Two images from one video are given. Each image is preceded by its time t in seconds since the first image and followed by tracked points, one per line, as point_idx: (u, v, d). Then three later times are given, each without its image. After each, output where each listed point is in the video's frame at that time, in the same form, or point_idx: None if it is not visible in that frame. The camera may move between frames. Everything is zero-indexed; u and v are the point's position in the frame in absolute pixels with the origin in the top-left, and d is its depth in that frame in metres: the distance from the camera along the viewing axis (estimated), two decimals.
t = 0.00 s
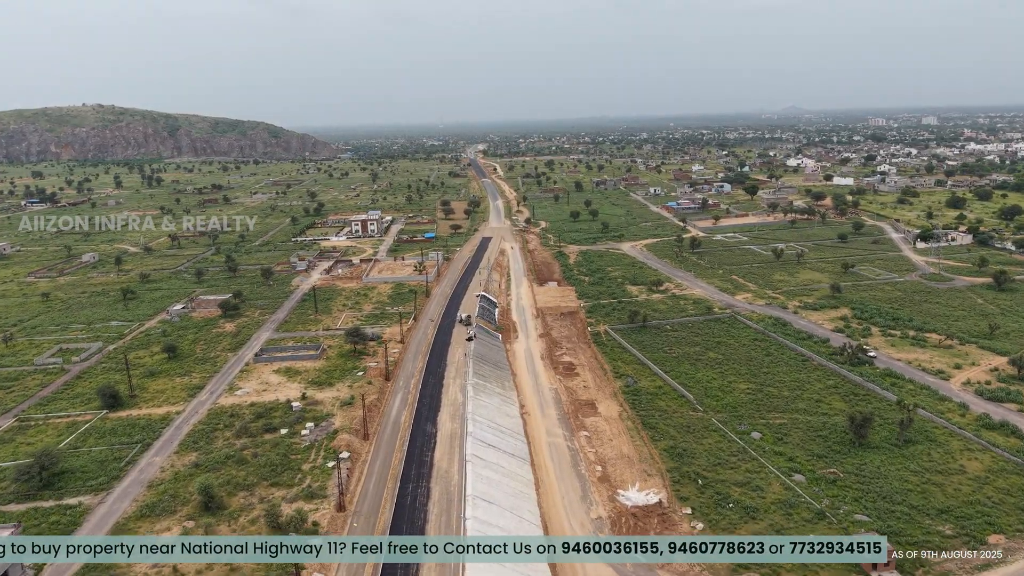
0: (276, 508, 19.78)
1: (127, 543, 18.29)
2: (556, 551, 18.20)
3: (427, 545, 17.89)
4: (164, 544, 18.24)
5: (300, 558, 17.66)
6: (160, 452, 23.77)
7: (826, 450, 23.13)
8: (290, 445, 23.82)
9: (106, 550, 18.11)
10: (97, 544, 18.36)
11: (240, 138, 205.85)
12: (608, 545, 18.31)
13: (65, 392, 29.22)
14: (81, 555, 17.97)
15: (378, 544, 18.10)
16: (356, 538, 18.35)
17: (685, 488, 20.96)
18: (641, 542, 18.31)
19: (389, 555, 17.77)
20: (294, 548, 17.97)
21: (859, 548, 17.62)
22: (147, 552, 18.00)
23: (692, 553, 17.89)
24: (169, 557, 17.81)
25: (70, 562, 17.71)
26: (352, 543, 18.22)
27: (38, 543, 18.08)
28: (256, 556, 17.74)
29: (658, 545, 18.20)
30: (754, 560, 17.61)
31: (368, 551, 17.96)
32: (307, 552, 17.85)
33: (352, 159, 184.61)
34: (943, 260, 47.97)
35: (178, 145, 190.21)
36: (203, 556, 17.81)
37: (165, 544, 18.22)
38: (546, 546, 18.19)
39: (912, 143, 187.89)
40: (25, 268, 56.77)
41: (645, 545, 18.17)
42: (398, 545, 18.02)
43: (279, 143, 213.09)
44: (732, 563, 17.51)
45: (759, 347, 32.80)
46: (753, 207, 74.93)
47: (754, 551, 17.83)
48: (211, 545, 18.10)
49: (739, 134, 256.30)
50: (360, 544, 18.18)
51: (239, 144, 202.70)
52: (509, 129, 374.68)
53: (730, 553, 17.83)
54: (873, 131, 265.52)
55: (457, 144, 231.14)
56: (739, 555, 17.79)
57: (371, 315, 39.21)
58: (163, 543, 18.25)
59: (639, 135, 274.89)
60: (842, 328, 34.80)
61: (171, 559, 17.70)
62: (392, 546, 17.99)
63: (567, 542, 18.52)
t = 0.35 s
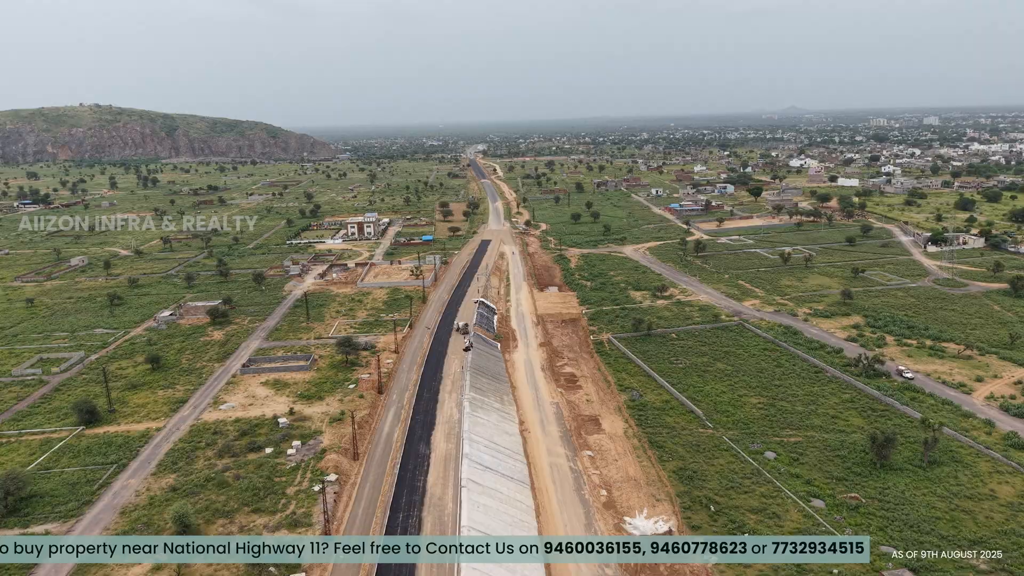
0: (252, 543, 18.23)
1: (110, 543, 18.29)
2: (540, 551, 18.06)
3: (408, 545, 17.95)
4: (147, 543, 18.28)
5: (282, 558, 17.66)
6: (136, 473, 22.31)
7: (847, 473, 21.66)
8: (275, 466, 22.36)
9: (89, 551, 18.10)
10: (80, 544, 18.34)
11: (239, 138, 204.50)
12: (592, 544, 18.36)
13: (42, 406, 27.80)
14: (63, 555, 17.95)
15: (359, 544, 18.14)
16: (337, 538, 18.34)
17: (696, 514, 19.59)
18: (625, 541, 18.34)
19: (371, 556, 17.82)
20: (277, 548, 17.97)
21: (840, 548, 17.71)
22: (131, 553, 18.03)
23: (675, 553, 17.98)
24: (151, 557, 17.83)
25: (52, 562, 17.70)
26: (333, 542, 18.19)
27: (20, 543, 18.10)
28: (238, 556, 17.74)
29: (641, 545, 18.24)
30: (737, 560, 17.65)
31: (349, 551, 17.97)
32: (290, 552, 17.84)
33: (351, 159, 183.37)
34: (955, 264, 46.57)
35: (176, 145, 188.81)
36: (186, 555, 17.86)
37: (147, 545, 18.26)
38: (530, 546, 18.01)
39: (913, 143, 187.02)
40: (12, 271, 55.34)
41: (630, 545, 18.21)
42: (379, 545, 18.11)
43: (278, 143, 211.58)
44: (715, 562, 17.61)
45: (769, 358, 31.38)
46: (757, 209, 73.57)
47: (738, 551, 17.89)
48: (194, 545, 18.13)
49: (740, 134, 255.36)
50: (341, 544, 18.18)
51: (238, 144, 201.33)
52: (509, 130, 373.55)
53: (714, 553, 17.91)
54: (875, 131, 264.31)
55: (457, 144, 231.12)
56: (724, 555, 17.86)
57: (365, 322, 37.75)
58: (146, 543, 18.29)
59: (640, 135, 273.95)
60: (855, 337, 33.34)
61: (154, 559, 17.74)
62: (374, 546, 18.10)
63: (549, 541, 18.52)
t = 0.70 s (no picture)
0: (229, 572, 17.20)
1: (93, 543, 18.37)
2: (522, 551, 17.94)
3: (390, 545, 18.03)
4: (129, 543, 18.29)
5: (264, 557, 17.72)
6: (109, 499, 20.85)
7: (870, 498, 20.18)
8: (257, 490, 20.88)
9: (71, 551, 18.19)
10: (63, 544, 18.43)
11: (237, 139, 202.95)
12: (574, 544, 18.44)
13: (15, 421, 26.36)
14: (47, 554, 18.05)
15: (342, 544, 18.23)
16: (319, 537, 18.33)
17: (709, 545, 18.21)
18: (607, 541, 18.44)
19: (353, 555, 17.91)
20: (259, 548, 18.02)
21: (821, 547, 17.71)
22: (113, 553, 18.01)
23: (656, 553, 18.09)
24: (134, 557, 17.87)
25: (34, 562, 17.80)
26: (315, 542, 18.18)
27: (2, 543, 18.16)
28: (220, 556, 17.75)
29: (623, 545, 18.34)
30: (718, 560, 17.70)
31: (332, 551, 18.03)
32: (272, 552, 17.88)
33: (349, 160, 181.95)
34: (968, 269, 45.15)
35: (174, 146, 187.26)
36: (167, 555, 17.87)
37: (129, 544, 18.28)
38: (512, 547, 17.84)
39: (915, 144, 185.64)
40: None
41: (611, 545, 18.33)
42: (361, 545, 18.22)
43: (276, 144, 209.93)
44: (696, 563, 17.69)
45: (781, 369, 29.94)
46: (761, 211, 72.11)
47: (719, 551, 17.94)
48: (176, 545, 18.15)
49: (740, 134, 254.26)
50: (323, 544, 18.20)
51: (236, 145, 199.80)
52: (508, 130, 372.30)
53: (695, 553, 18.01)
54: (877, 131, 262.86)
55: (456, 145, 229.93)
56: (705, 555, 17.93)
57: (358, 331, 36.27)
58: (128, 543, 18.30)
59: (641, 135, 272.77)
60: (870, 347, 31.88)
61: (137, 559, 17.79)
62: (356, 546, 18.21)
63: (532, 541, 18.36)
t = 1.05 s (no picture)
0: None
1: (76, 543, 18.34)
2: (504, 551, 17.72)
3: (374, 545, 18.08)
4: (112, 543, 18.24)
5: (247, 558, 17.58)
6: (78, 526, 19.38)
7: (897, 527, 18.68)
8: (237, 518, 19.38)
9: (53, 550, 18.14)
10: (46, 544, 18.39)
11: (235, 139, 201.54)
12: (557, 545, 18.40)
13: None
14: (28, 554, 18.00)
15: (325, 544, 18.13)
16: (303, 537, 18.19)
17: None
18: (590, 541, 18.47)
19: (335, 556, 17.88)
20: (242, 548, 17.83)
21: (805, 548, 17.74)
22: (95, 553, 17.95)
23: (639, 553, 18.08)
24: (116, 557, 17.77)
25: (14, 561, 17.74)
26: (298, 542, 18.03)
27: None
28: (203, 556, 17.50)
29: (606, 545, 18.38)
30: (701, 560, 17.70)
31: (315, 551, 17.91)
32: (255, 552, 17.75)
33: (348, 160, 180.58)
34: (982, 274, 43.73)
35: (171, 146, 185.90)
36: (150, 556, 17.72)
37: (111, 544, 18.20)
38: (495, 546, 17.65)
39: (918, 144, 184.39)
40: None
41: (594, 545, 18.36)
42: (345, 545, 18.18)
43: (274, 144, 208.44)
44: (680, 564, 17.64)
45: (793, 382, 28.48)
46: (766, 213, 70.68)
47: (702, 551, 17.93)
48: (158, 545, 17.99)
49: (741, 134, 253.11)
50: (307, 543, 18.05)
51: (234, 145, 198.41)
52: (508, 130, 370.86)
53: (678, 553, 18.00)
54: (879, 131, 261.54)
55: (456, 145, 228.75)
56: (688, 555, 17.92)
57: (351, 339, 34.80)
58: (110, 543, 18.24)
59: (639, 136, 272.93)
60: (886, 358, 30.43)
61: (119, 559, 17.68)
62: (340, 546, 18.13)
63: (514, 542, 18.15)
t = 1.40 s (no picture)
0: None
1: (59, 543, 18.49)
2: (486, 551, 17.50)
3: (356, 545, 18.17)
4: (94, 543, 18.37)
5: (228, 557, 17.60)
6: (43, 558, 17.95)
7: (926, 560, 17.22)
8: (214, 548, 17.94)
9: (36, 550, 18.26)
10: (28, 544, 18.51)
11: (233, 140, 199.93)
12: (540, 544, 18.37)
13: None
14: (11, 555, 18.07)
15: (308, 544, 18.07)
16: (285, 538, 18.20)
17: None
18: (572, 540, 18.49)
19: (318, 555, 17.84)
20: (224, 548, 17.88)
21: (787, 548, 17.67)
22: (78, 552, 18.07)
23: (622, 553, 18.05)
24: (98, 557, 17.85)
25: None
26: (281, 542, 18.06)
27: None
28: (185, 556, 17.66)
29: (588, 545, 18.38)
30: (684, 560, 17.68)
31: (297, 550, 17.88)
32: (237, 552, 17.76)
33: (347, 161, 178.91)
34: (997, 279, 42.29)
35: (169, 147, 184.39)
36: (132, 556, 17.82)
37: (93, 544, 18.31)
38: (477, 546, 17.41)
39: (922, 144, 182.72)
40: None
41: (575, 544, 18.37)
42: (327, 545, 18.15)
43: (273, 144, 206.78)
44: (662, 564, 17.63)
45: (807, 397, 27.01)
46: (771, 215, 69.17)
47: (685, 551, 17.93)
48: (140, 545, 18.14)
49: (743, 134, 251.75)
50: (289, 544, 18.05)
51: (232, 145, 196.85)
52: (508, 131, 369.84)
53: (661, 553, 17.97)
54: (881, 131, 259.99)
55: (456, 146, 226.95)
56: (671, 555, 17.90)
57: (343, 349, 33.35)
58: (92, 542, 18.35)
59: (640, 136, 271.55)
60: (904, 370, 28.98)
61: (101, 559, 17.76)
62: (322, 546, 18.10)
63: (496, 541, 17.84)
